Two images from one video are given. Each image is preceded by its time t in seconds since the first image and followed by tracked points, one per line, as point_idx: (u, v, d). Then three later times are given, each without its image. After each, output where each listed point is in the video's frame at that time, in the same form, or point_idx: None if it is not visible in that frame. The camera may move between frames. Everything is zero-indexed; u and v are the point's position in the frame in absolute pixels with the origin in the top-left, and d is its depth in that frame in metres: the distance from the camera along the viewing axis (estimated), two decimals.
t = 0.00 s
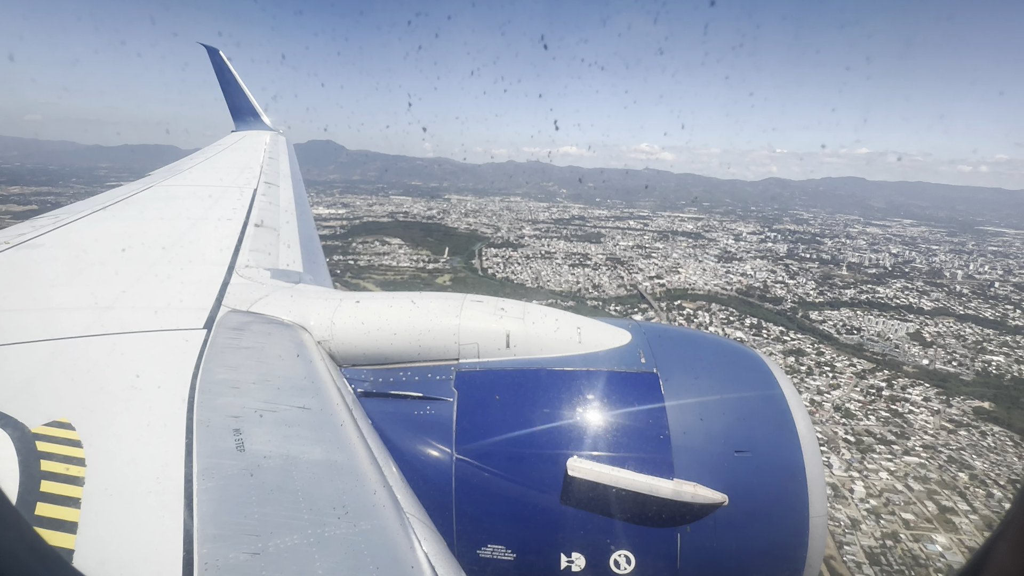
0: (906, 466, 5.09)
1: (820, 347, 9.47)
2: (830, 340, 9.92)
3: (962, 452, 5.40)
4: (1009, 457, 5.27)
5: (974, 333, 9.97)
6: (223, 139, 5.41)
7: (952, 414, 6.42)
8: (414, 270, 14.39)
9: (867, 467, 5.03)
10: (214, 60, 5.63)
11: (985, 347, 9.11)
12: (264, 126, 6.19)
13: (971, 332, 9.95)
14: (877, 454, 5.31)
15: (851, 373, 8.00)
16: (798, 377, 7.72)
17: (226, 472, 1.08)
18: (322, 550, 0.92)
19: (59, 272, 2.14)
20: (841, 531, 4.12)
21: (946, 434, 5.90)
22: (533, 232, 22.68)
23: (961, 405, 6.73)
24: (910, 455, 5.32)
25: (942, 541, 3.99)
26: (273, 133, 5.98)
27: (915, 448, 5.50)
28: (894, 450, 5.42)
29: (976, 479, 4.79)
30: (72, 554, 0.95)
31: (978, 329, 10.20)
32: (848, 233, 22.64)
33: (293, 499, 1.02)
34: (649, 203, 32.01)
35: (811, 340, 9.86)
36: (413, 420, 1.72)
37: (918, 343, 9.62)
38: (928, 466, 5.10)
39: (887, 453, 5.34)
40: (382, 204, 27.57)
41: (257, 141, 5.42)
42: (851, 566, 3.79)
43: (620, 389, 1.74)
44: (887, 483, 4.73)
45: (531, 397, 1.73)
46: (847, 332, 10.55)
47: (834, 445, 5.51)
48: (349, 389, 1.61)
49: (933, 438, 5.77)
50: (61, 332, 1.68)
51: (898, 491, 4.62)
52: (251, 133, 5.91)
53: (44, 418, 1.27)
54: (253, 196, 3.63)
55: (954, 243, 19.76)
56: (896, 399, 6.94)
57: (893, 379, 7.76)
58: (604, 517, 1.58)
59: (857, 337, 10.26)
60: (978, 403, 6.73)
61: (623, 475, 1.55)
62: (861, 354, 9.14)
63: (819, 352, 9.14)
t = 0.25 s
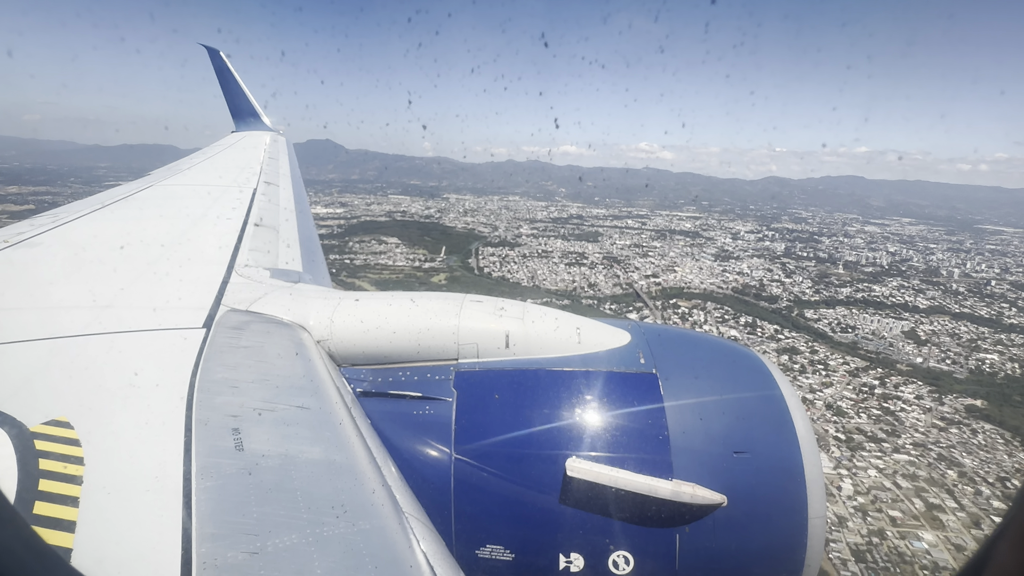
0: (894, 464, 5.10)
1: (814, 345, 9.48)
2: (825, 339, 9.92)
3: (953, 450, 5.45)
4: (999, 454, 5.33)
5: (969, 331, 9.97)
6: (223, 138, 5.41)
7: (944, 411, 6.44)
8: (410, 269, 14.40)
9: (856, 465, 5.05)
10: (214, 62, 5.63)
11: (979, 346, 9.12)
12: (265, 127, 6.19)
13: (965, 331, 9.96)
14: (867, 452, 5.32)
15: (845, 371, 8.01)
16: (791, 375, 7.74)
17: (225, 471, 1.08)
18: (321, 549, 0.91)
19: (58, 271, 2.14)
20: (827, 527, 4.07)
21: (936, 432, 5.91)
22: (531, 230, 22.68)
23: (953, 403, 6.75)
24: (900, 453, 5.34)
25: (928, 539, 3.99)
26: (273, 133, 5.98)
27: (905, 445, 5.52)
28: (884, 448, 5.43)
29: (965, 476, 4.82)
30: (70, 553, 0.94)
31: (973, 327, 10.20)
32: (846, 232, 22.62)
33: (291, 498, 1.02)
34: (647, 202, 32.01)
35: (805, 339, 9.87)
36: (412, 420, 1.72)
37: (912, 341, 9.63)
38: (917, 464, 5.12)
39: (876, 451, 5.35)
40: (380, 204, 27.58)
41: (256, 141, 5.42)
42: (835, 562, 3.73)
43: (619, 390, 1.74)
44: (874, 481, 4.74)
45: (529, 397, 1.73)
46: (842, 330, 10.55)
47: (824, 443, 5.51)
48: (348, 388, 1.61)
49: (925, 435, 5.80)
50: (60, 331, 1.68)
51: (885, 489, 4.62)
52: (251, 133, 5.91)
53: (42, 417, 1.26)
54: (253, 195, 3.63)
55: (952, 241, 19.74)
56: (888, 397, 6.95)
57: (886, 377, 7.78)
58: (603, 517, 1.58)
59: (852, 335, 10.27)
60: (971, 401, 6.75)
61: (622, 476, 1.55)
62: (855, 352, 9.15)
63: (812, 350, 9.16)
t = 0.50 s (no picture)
0: (884, 462, 5.08)
1: (808, 344, 9.46)
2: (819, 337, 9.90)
3: (942, 448, 5.39)
4: (988, 452, 5.22)
5: (963, 330, 9.95)
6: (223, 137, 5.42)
7: (936, 410, 6.41)
8: (406, 268, 14.39)
9: (845, 464, 5.05)
10: (215, 62, 5.63)
11: (973, 344, 9.08)
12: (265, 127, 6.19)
13: (960, 329, 9.95)
14: (856, 450, 5.32)
15: (837, 370, 8.00)
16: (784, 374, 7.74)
17: (225, 470, 1.08)
18: (320, 549, 0.91)
19: (58, 270, 2.14)
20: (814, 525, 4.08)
21: (927, 430, 5.90)
22: (529, 230, 22.67)
23: (946, 401, 6.69)
24: (889, 451, 5.32)
25: (914, 537, 3.96)
26: (273, 132, 5.98)
27: (895, 444, 5.50)
28: (873, 446, 5.41)
29: (955, 474, 4.70)
30: (70, 552, 0.94)
31: (968, 326, 10.18)
32: (844, 231, 22.59)
33: (292, 497, 1.02)
34: (646, 202, 31.99)
35: (800, 338, 9.86)
36: (412, 420, 1.72)
37: (907, 340, 9.62)
38: (907, 462, 5.08)
39: (866, 449, 5.34)
40: (377, 203, 27.57)
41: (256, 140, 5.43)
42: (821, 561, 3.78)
43: (618, 390, 1.74)
44: (863, 479, 4.74)
45: (529, 396, 1.73)
46: (837, 329, 10.55)
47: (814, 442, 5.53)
48: (348, 388, 1.62)
49: (914, 433, 5.76)
50: (60, 330, 1.67)
51: (874, 487, 4.62)
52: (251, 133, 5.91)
53: (41, 416, 1.26)
54: (253, 194, 3.63)
55: (950, 240, 19.70)
56: (880, 395, 6.94)
57: (879, 376, 7.76)
58: (602, 517, 1.58)
59: (846, 333, 10.26)
60: (961, 399, 6.70)
61: (621, 476, 1.55)
62: (848, 351, 9.13)
63: (806, 349, 9.15)
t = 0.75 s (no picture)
0: (873, 460, 5.08)
1: (802, 343, 9.46)
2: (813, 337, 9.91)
3: (932, 447, 5.40)
4: (977, 449, 5.21)
5: (958, 329, 9.95)
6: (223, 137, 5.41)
7: (928, 409, 6.43)
8: (402, 268, 14.38)
9: (835, 463, 5.06)
10: (214, 60, 5.63)
11: (967, 343, 9.07)
12: (264, 126, 6.18)
13: (954, 329, 9.96)
14: (846, 449, 5.33)
15: (830, 369, 8.03)
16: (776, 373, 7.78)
17: (224, 470, 1.08)
18: (320, 549, 0.91)
19: (56, 269, 2.13)
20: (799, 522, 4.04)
21: (917, 429, 5.91)
22: (526, 230, 22.66)
23: (938, 400, 6.70)
24: (879, 450, 5.32)
25: (900, 535, 3.92)
26: (274, 131, 5.98)
27: (885, 442, 5.50)
28: (863, 445, 5.41)
29: (943, 474, 4.75)
30: (69, 552, 0.94)
31: (962, 325, 10.18)
32: (842, 231, 22.57)
33: (291, 497, 1.02)
34: (644, 201, 31.96)
35: (794, 337, 9.88)
36: (411, 419, 1.72)
37: (901, 339, 9.62)
38: (896, 462, 5.07)
39: (856, 448, 5.34)
40: (375, 203, 27.54)
41: (256, 139, 5.44)
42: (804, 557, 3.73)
43: (617, 389, 1.74)
44: (851, 478, 4.74)
45: (528, 396, 1.73)
46: (831, 329, 10.55)
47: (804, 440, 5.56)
48: (348, 387, 1.62)
49: (906, 433, 5.79)
50: (59, 329, 1.67)
51: (861, 485, 4.61)
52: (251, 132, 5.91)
53: (40, 415, 1.26)
54: (253, 193, 3.63)
55: (947, 240, 19.68)
56: (873, 394, 6.96)
57: (872, 375, 7.79)
58: (601, 516, 1.58)
59: (841, 333, 10.27)
60: (955, 399, 6.70)
61: (621, 475, 1.55)
62: (842, 350, 9.15)
63: (800, 348, 9.17)
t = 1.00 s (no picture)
0: (861, 460, 4.99)
1: (795, 343, 9.46)
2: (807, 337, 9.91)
3: (921, 446, 5.37)
4: (967, 449, 5.22)
5: (952, 330, 9.96)
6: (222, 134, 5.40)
7: (919, 408, 6.43)
8: (397, 268, 14.34)
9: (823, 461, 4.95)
10: (213, 56, 5.61)
11: (961, 343, 9.08)
12: (263, 122, 6.17)
13: (948, 329, 9.98)
14: (835, 448, 5.24)
15: (823, 368, 8.02)
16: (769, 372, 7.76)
17: (224, 467, 1.08)
18: (320, 545, 0.92)
19: (56, 267, 2.13)
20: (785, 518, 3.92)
21: (908, 428, 5.88)
22: (524, 229, 22.63)
23: (929, 400, 6.73)
24: (868, 450, 5.25)
25: (887, 534, 3.82)
26: (274, 128, 5.97)
27: (875, 441, 5.44)
28: (853, 444, 5.33)
29: (931, 472, 4.72)
30: (70, 548, 0.94)
31: (956, 325, 10.19)
32: (839, 231, 22.55)
33: (291, 494, 1.03)
34: (642, 201, 31.93)
35: (787, 337, 9.88)
36: (411, 417, 1.72)
37: (895, 339, 9.63)
38: (885, 462, 5.01)
39: (846, 447, 5.27)
40: (373, 203, 27.49)
41: (256, 136, 5.43)
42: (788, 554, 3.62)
43: (617, 387, 1.74)
44: (839, 476, 4.63)
45: (527, 393, 1.73)
46: (825, 329, 10.55)
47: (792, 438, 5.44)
48: (348, 385, 1.62)
49: (897, 432, 5.72)
50: (59, 326, 1.68)
51: (848, 484, 4.51)
52: (251, 129, 5.90)
53: (40, 413, 1.26)
54: (252, 191, 3.63)
55: (944, 240, 19.66)
56: (865, 394, 6.94)
57: (864, 374, 7.79)
58: (600, 513, 1.58)
59: (835, 333, 10.27)
60: (948, 399, 6.70)
61: (620, 472, 1.55)
62: (836, 350, 9.13)
63: (793, 348, 9.16)
